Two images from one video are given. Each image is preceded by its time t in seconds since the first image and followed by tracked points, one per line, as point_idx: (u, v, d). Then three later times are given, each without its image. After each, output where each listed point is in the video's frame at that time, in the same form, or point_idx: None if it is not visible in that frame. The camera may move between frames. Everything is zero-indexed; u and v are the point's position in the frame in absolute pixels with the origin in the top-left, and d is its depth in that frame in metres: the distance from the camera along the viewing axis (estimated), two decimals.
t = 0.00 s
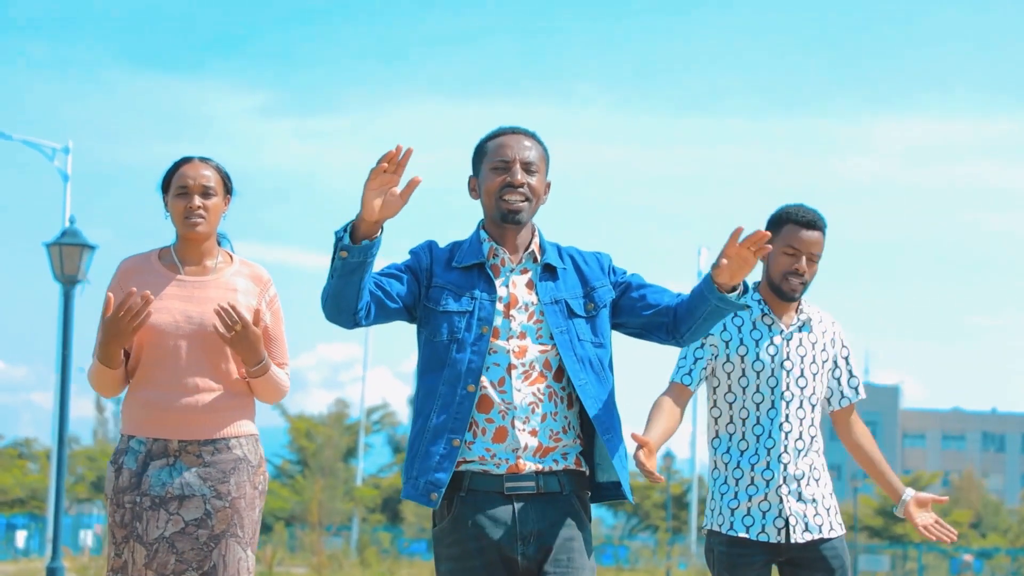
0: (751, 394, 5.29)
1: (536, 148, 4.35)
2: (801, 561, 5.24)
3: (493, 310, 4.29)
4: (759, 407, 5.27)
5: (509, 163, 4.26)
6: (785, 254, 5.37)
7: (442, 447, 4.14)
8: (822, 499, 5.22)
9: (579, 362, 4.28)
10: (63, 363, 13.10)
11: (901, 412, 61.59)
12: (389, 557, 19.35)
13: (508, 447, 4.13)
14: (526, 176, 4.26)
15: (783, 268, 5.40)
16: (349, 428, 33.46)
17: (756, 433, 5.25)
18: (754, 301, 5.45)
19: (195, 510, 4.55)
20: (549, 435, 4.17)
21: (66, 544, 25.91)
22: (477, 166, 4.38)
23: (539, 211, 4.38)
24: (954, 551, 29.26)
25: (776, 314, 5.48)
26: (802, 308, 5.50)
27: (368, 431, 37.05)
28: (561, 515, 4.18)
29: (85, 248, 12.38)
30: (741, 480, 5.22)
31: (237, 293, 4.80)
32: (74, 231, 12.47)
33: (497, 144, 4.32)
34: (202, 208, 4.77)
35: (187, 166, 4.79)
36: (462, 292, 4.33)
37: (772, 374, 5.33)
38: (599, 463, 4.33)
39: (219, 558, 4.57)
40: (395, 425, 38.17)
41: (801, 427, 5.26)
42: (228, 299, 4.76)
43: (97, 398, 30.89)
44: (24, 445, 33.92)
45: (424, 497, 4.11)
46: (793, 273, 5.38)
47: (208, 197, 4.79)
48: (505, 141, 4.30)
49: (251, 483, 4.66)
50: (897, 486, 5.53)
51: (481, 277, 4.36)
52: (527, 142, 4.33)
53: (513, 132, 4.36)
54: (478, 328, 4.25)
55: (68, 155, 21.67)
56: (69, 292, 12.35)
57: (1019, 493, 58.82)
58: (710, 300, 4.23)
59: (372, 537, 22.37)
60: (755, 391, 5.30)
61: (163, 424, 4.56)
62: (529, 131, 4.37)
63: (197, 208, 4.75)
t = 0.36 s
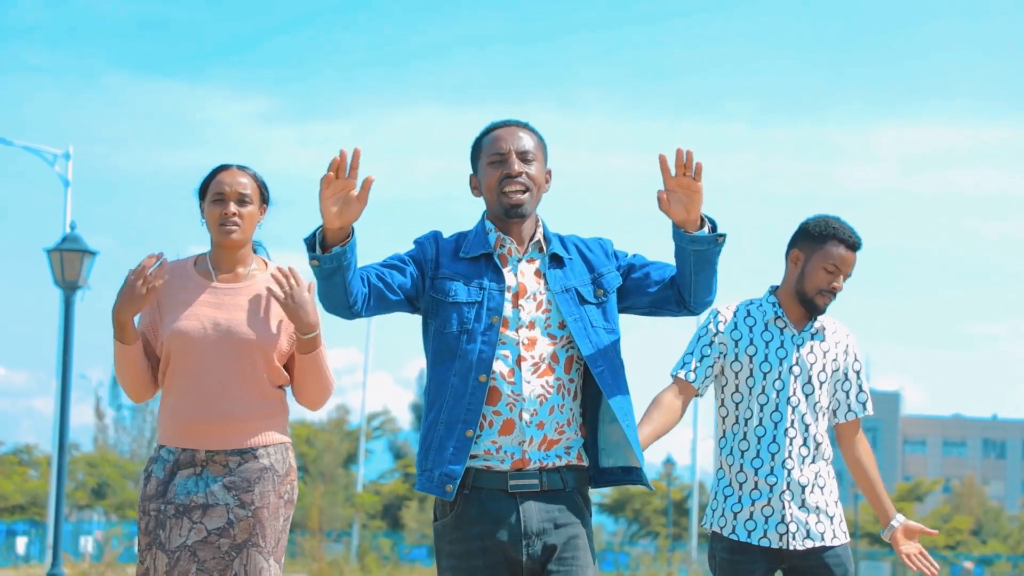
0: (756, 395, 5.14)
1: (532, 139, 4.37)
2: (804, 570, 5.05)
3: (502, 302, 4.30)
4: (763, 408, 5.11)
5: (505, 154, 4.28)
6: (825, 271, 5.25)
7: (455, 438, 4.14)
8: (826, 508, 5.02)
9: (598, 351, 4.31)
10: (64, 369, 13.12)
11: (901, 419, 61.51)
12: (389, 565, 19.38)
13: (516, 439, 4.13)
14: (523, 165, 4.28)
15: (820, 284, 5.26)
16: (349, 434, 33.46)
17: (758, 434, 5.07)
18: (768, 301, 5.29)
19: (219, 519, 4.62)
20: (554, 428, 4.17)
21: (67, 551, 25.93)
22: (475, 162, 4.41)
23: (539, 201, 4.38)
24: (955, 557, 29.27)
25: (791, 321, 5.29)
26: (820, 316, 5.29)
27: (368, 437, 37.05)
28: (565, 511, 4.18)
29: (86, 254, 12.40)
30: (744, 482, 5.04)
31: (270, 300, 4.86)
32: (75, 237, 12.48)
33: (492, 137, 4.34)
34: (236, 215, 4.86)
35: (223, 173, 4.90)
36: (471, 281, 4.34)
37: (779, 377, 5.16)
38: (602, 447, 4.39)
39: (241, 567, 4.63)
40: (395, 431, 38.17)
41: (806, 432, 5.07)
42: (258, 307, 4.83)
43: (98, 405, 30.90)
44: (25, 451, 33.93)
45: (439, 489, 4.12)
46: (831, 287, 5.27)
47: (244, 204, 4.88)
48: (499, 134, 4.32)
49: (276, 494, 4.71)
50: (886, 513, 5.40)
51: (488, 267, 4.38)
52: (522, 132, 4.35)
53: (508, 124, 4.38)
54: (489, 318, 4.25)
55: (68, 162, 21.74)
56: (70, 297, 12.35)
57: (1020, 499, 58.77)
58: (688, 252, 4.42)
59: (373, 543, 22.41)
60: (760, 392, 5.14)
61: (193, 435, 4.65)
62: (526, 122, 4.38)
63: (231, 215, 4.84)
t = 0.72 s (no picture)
0: (767, 407, 5.02)
1: (526, 160, 4.38)
2: None
3: (501, 321, 4.31)
4: (773, 419, 4.99)
5: (494, 181, 4.31)
6: (830, 283, 4.98)
7: (449, 457, 4.14)
8: (846, 516, 4.80)
9: (594, 374, 4.30)
10: (63, 376, 13.12)
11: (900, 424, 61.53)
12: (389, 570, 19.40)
13: (508, 457, 4.14)
14: (513, 189, 4.30)
15: (829, 298, 4.99)
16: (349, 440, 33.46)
17: (769, 446, 4.94)
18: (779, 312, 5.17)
19: (226, 526, 4.63)
20: (549, 448, 4.18)
21: (67, 557, 25.90)
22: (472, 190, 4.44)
23: (538, 222, 4.40)
24: (955, 564, 29.25)
25: (804, 332, 5.12)
26: (835, 326, 5.08)
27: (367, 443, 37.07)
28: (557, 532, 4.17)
29: (86, 260, 12.39)
30: (761, 494, 4.91)
31: (283, 309, 4.88)
32: (74, 243, 12.47)
33: (488, 164, 4.36)
34: (250, 223, 4.89)
35: (241, 183, 4.94)
36: (471, 300, 4.36)
37: (791, 387, 5.02)
38: (605, 471, 4.37)
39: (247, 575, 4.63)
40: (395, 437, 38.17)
41: (820, 442, 4.88)
42: (271, 316, 4.85)
43: (98, 412, 30.91)
44: (25, 457, 33.94)
45: (429, 506, 4.12)
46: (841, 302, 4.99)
47: (258, 213, 4.90)
48: (493, 160, 4.34)
49: (284, 502, 4.71)
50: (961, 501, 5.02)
51: (490, 286, 4.41)
52: (518, 156, 4.36)
53: (504, 150, 4.40)
54: (488, 337, 4.27)
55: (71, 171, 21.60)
56: (70, 304, 12.34)
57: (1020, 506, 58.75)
58: (681, 267, 4.33)
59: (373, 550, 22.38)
60: (771, 403, 5.03)
61: (204, 442, 4.66)
62: (518, 144, 4.40)
63: (245, 223, 4.86)
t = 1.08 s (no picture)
0: (773, 422, 4.92)
1: (524, 150, 4.67)
2: None
3: (495, 302, 4.56)
4: (781, 432, 4.89)
5: (492, 169, 4.60)
6: (791, 295, 4.80)
7: (431, 436, 4.44)
8: (857, 519, 4.66)
9: (603, 350, 4.56)
10: (62, 379, 13.13)
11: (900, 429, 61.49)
12: None
13: (506, 440, 4.37)
14: (510, 175, 4.57)
15: (793, 309, 4.82)
16: (348, 445, 33.45)
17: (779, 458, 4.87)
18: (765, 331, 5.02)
19: (228, 532, 4.64)
20: (548, 430, 4.41)
21: (66, 562, 25.88)
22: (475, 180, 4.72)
23: (538, 206, 4.66)
24: (953, 568, 29.21)
25: (793, 342, 4.96)
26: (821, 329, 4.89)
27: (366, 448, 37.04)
28: (556, 523, 4.41)
29: (86, 265, 12.41)
30: (774, 505, 4.82)
31: (286, 313, 4.92)
32: (74, 248, 12.49)
33: (489, 153, 4.65)
34: (253, 224, 4.92)
35: (246, 185, 4.99)
36: (466, 285, 4.62)
37: (792, 399, 4.88)
38: (613, 447, 4.64)
39: None
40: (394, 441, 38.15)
41: (823, 448, 4.75)
42: (275, 320, 4.88)
43: (96, 416, 30.91)
44: (24, 462, 33.92)
45: (409, 486, 4.41)
46: (807, 309, 4.79)
47: (260, 215, 4.94)
48: (493, 149, 4.64)
49: (285, 507, 4.73)
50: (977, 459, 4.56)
51: (488, 272, 4.65)
52: (515, 146, 4.66)
53: (503, 139, 4.69)
54: (478, 320, 4.53)
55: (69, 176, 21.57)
56: (70, 308, 12.37)
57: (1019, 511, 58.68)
58: (697, 218, 4.52)
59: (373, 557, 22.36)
60: (777, 418, 4.92)
61: (206, 446, 4.68)
62: (516, 134, 4.70)
63: (246, 223, 4.90)
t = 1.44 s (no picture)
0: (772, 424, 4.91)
1: (525, 169, 4.69)
2: None
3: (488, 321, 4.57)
4: (780, 433, 4.87)
5: (492, 187, 4.61)
6: (772, 287, 4.85)
7: (416, 453, 4.45)
8: (853, 520, 4.64)
9: (591, 378, 4.52)
10: (60, 381, 13.13)
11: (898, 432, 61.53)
12: None
13: (501, 457, 4.36)
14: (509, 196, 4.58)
15: (778, 301, 4.84)
16: (348, 447, 33.41)
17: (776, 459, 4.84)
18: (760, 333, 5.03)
19: (224, 533, 4.62)
20: (544, 449, 4.40)
21: (66, 564, 25.82)
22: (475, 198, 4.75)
23: (538, 227, 4.69)
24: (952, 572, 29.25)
25: (786, 343, 4.98)
26: (814, 328, 4.90)
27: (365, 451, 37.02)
28: (554, 540, 4.41)
29: (84, 267, 12.39)
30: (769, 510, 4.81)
31: (279, 319, 4.90)
32: (73, 251, 12.48)
33: (489, 171, 4.66)
34: (242, 226, 4.92)
35: (235, 190, 4.99)
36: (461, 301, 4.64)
37: (787, 401, 4.89)
38: (606, 475, 4.61)
39: None
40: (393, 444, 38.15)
41: (820, 448, 4.74)
42: (270, 325, 4.87)
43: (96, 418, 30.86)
44: (23, 464, 33.84)
45: (392, 502, 4.41)
46: (791, 302, 4.81)
47: (250, 217, 4.95)
48: (494, 167, 4.65)
49: (282, 508, 4.71)
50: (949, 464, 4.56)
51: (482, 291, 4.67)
52: (515, 166, 4.66)
53: (504, 158, 4.70)
54: (471, 340, 4.54)
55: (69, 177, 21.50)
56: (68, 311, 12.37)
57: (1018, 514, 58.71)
58: (697, 297, 4.57)
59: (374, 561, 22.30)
60: (775, 420, 4.91)
61: (201, 449, 4.67)
62: (517, 153, 4.72)
63: (235, 226, 4.90)
